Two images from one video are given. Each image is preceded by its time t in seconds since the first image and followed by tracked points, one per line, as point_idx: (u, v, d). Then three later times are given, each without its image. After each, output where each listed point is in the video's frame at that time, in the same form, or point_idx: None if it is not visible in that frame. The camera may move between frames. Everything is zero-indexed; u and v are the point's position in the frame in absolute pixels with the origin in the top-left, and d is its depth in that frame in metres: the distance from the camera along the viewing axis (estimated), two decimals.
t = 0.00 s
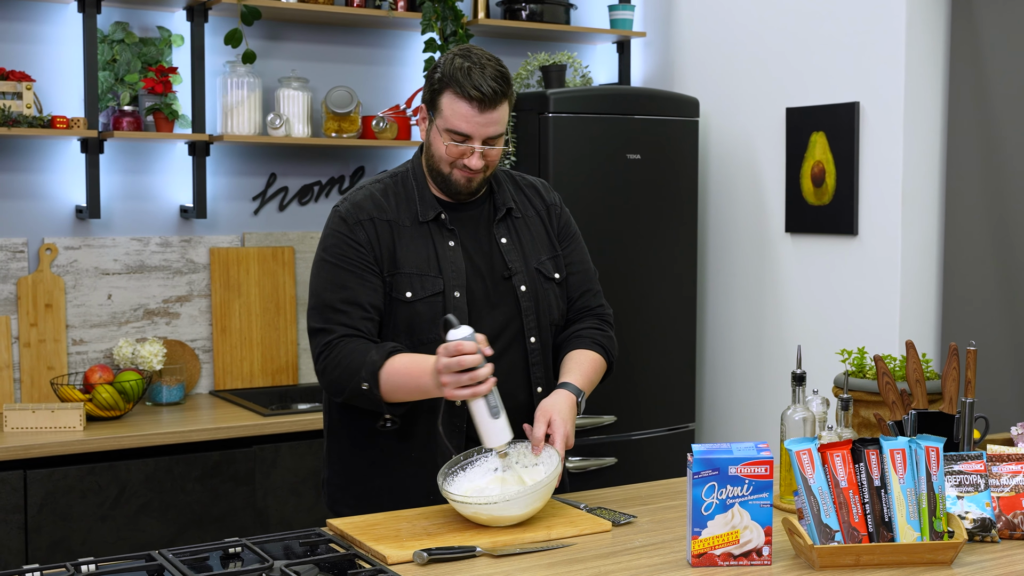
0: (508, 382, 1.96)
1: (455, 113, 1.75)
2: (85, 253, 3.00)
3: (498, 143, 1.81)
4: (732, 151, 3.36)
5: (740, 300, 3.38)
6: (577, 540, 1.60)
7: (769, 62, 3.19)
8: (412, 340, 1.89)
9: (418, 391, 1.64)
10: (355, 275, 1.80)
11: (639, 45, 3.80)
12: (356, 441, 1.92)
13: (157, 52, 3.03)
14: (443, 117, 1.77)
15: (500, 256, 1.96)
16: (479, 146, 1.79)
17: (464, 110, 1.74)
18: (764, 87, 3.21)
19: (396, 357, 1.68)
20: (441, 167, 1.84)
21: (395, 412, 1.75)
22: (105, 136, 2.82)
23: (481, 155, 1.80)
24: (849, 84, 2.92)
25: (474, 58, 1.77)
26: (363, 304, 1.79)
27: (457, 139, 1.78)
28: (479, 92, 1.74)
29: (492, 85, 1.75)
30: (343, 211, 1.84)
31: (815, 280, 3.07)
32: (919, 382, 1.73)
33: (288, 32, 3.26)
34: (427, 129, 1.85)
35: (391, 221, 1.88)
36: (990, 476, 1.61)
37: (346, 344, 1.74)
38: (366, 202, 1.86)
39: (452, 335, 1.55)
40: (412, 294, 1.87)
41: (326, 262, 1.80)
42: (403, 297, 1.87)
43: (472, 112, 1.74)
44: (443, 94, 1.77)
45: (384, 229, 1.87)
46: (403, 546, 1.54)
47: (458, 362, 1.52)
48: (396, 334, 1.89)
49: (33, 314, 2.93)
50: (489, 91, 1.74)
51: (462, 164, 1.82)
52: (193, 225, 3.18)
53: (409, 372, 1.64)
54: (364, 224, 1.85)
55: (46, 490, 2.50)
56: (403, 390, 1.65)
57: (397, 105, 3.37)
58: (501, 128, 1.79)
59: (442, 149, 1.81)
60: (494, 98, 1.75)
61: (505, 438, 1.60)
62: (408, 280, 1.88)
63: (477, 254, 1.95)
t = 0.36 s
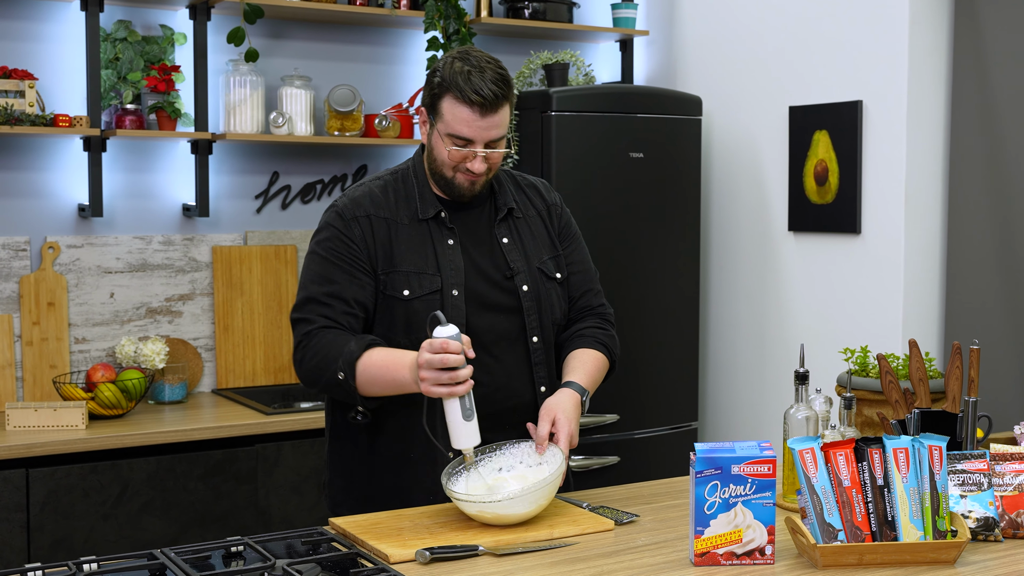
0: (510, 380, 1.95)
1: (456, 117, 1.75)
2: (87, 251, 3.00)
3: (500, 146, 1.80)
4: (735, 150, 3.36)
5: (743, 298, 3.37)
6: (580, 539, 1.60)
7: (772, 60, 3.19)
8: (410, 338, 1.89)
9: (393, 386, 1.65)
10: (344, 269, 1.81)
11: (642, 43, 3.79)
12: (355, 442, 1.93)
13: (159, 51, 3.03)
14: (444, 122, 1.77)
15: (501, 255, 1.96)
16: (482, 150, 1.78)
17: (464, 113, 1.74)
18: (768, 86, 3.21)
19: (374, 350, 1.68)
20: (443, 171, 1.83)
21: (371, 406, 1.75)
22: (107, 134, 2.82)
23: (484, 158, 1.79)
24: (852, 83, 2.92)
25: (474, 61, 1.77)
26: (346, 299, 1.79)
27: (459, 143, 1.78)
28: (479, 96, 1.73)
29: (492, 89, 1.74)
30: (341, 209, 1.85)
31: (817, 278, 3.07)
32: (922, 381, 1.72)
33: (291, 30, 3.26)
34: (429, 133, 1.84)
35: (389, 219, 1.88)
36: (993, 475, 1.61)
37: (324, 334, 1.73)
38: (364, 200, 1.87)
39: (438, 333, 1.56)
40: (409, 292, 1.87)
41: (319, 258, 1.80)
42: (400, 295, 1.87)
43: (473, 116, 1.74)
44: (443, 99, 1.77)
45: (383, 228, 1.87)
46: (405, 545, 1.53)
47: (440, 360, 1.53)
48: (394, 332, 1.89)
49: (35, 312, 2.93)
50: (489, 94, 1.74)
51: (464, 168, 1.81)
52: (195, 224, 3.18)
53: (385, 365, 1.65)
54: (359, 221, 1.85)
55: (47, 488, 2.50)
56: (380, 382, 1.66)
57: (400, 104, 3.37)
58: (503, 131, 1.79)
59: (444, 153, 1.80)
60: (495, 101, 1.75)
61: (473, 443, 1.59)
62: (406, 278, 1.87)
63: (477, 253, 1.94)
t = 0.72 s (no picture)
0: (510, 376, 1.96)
1: (447, 124, 1.74)
2: (89, 250, 3.00)
3: (493, 150, 1.80)
4: (737, 149, 3.35)
5: (745, 297, 3.37)
6: (581, 538, 1.60)
7: (773, 58, 3.19)
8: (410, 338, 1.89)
9: (431, 380, 1.66)
10: (355, 271, 1.81)
11: (643, 42, 3.79)
12: (358, 440, 1.92)
13: (161, 49, 3.03)
14: (435, 128, 1.76)
15: (498, 252, 1.96)
16: (474, 157, 1.78)
17: (456, 122, 1.73)
18: (769, 85, 3.21)
19: (405, 347, 1.69)
20: (436, 175, 1.84)
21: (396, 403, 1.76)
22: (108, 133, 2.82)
23: (476, 164, 1.79)
24: (854, 81, 2.92)
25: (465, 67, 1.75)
26: (360, 300, 1.79)
27: (451, 150, 1.78)
28: (470, 104, 1.72)
29: (483, 97, 1.73)
30: (339, 211, 1.83)
31: (819, 277, 3.07)
32: (923, 380, 1.72)
33: (293, 29, 3.26)
34: (422, 135, 1.84)
35: (387, 220, 1.88)
36: (995, 474, 1.60)
37: (348, 336, 1.73)
38: (363, 201, 1.86)
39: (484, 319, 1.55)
40: (408, 292, 1.87)
41: (329, 264, 1.79)
42: (400, 296, 1.87)
43: (464, 125, 1.73)
44: (434, 105, 1.76)
45: (381, 228, 1.87)
46: (406, 544, 1.53)
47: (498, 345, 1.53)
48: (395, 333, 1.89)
49: (36, 311, 2.93)
50: (480, 102, 1.72)
51: (457, 173, 1.81)
52: (196, 223, 3.18)
53: (423, 361, 1.66)
54: (362, 223, 1.84)
55: (49, 487, 2.50)
56: (417, 379, 1.66)
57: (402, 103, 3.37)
58: (495, 137, 1.78)
59: (437, 159, 1.80)
60: (486, 108, 1.73)
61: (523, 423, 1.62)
62: (405, 278, 1.87)
63: (473, 251, 1.95)
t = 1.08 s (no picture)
0: (511, 377, 1.95)
1: (458, 132, 1.72)
2: (90, 250, 3.00)
3: (501, 160, 1.78)
4: (738, 148, 3.35)
5: (746, 296, 3.37)
6: (582, 538, 1.60)
7: (774, 57, 3.18)
8: (403, 334, 1.89)
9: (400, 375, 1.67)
10: (346, 267, 1.81)
11: (644, 41, 3.79)
12: (361, 437, 1.92)
13: (161, 49, 3.03)
14: (446, 135, 1.75)
15: (498, 252, 1.96)
16: (482, 166, 1.77)
17: (466, 131, 1.71)
18: (769, 84, 3.20)
19: (377, 343, 1.70)
20: (442, 179, 1.83)
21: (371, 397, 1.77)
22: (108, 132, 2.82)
23: (484, 173, 1.78)
24: (855, 80, 2.92)
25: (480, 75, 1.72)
26: (343, 295, 1.80)
27: (459, 157, 1.76)
28: (482, 114, 1.70)
29: (496, 108, 1.71)
30: (334, 205, 1.85)
31: (819, 276, 3.06)
32: (924, 380, 1.72)
33: (293, 28, 3.26)
34: (431, 138, 1.82)
35: (384, 215, 1.88)
36: (996, 473, 1.60)
37: (324, 329, 1.75)
38: (360, 196, 1.87)
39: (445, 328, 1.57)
40: (403, 289, 1.87)
41: (319, 256, 1.80)
42: (394, 291, 1.87)
43: (474, 134, 1.71)
44: (447, 111, 1.74)
45: (378, 223, 1.88)
46: (407, 543, 1.53)
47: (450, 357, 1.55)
48: (389, 328, 1.89)
49: (37, 310, 2.93)
50: (492, 113, 1.70)
51: (463, 180, 1.80)
52: (196, 222, 3.18)
53: (392, 357, 1.67)
54: (357, 218, 1.85)
55: (50, 487, 2.50)
56: (386, 373, 1.68)
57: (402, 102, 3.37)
58: (504, 147, 1.76)
59: (445, 164, 1.79)
60: (498, 119, 1.71)
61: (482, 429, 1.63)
62: (400, 274, 1.88)
63: (474, 249, 1.94)
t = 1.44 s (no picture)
0: (511, 376, 1.95)
1: (457, 128, 1.73)
2: (90, 249, 3.00)
3: (502, 154, 1.79)
4: (738, 148, 3.35)
5: (746, 296, 3.37)
6: (582, 537, 1.60)
7: (775, 57, 3.18)
8: (406, 330, 1.90)
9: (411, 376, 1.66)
10: (355, 264, 1.82)
11: (644, 41, 3.79)
12: (366, 433, 1.94)
13: (161, 49, 3.03)
14: (446, 131, 1.75)
15: (500, 249, 1.96)
16: (482, 160, 1.77)
17: (466, 126, 1.72)
18: (769, 84, 3.21)
19: (388, 341, 1.69)
20: (444, 176, 1.83)
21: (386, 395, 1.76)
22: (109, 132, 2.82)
23: (484, 168, 1.78)
24: (855, 80, 2.92)
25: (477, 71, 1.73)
26: (355, 293, 1.81)
27: (459, 152, 1.76)
28: (479, 108, 1.70)
29: (494, 102, 1.71)
30: (340, 205, 1.86)
31: (820, 275, 3.06)
32: (924, 380, 1.72)
33: (293, 28, 3.26)
34: (433, 135, 1.83)
35: (389, 213, 1.89)
36: (996, 473, 1.60)
37: (336, 327, 1.75)
38: (366, 195, 1.88)
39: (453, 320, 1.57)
40: (407, 285, 1.88)
41: (326, 255, 1.81)
42: (398, 288, 1.88)
43: (473, 128, 1.72)
44: (445, 108, 1.74)
45: (383, 221, 1.88)
46: (407, 543, 1.53)
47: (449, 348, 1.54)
48: (396, 325, 1.90)
49: (38, 310, 2.93)
50: (490, 107, 1.71)
51: (465, 176, 1.80)
52: (197, 222, 3.18)
53: (400, 355, 1.66)
54: (363, 217, 1.86)
55: (50, 486, 2.50)
56: (393, 371, 1.67)
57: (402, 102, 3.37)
58: (505, 141, 1.77)
59: (446, 161, 1.79)
60: (496, 114, 1.72)
61: (478, 434, 1.60)
62: (404, 271, 1.89)
63: (477, 247, 1.95)
